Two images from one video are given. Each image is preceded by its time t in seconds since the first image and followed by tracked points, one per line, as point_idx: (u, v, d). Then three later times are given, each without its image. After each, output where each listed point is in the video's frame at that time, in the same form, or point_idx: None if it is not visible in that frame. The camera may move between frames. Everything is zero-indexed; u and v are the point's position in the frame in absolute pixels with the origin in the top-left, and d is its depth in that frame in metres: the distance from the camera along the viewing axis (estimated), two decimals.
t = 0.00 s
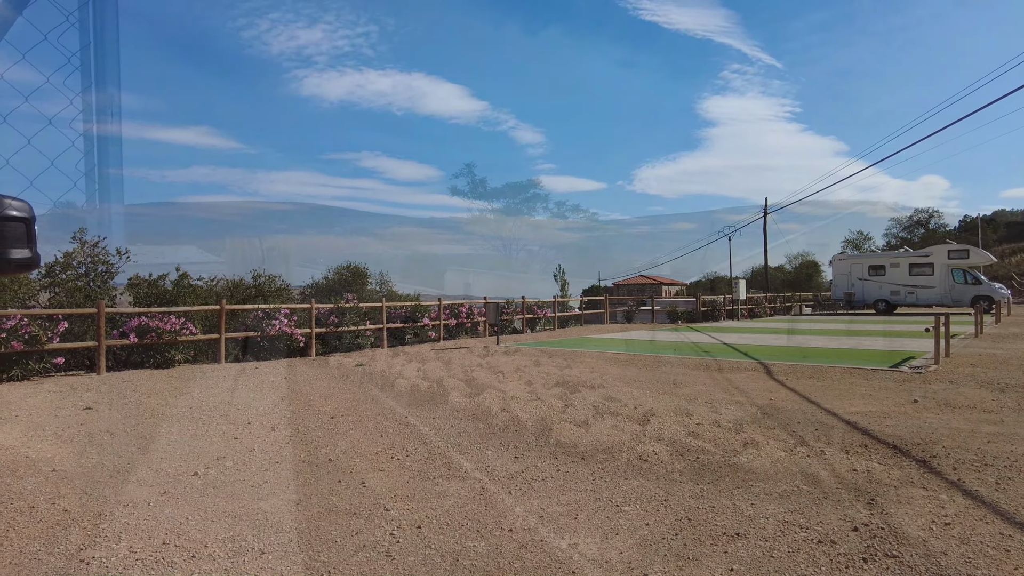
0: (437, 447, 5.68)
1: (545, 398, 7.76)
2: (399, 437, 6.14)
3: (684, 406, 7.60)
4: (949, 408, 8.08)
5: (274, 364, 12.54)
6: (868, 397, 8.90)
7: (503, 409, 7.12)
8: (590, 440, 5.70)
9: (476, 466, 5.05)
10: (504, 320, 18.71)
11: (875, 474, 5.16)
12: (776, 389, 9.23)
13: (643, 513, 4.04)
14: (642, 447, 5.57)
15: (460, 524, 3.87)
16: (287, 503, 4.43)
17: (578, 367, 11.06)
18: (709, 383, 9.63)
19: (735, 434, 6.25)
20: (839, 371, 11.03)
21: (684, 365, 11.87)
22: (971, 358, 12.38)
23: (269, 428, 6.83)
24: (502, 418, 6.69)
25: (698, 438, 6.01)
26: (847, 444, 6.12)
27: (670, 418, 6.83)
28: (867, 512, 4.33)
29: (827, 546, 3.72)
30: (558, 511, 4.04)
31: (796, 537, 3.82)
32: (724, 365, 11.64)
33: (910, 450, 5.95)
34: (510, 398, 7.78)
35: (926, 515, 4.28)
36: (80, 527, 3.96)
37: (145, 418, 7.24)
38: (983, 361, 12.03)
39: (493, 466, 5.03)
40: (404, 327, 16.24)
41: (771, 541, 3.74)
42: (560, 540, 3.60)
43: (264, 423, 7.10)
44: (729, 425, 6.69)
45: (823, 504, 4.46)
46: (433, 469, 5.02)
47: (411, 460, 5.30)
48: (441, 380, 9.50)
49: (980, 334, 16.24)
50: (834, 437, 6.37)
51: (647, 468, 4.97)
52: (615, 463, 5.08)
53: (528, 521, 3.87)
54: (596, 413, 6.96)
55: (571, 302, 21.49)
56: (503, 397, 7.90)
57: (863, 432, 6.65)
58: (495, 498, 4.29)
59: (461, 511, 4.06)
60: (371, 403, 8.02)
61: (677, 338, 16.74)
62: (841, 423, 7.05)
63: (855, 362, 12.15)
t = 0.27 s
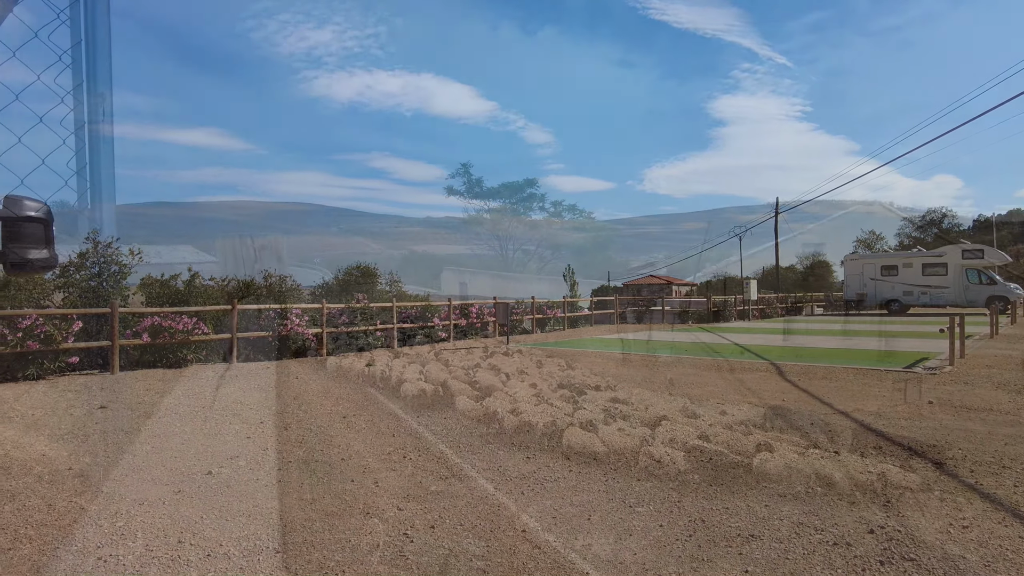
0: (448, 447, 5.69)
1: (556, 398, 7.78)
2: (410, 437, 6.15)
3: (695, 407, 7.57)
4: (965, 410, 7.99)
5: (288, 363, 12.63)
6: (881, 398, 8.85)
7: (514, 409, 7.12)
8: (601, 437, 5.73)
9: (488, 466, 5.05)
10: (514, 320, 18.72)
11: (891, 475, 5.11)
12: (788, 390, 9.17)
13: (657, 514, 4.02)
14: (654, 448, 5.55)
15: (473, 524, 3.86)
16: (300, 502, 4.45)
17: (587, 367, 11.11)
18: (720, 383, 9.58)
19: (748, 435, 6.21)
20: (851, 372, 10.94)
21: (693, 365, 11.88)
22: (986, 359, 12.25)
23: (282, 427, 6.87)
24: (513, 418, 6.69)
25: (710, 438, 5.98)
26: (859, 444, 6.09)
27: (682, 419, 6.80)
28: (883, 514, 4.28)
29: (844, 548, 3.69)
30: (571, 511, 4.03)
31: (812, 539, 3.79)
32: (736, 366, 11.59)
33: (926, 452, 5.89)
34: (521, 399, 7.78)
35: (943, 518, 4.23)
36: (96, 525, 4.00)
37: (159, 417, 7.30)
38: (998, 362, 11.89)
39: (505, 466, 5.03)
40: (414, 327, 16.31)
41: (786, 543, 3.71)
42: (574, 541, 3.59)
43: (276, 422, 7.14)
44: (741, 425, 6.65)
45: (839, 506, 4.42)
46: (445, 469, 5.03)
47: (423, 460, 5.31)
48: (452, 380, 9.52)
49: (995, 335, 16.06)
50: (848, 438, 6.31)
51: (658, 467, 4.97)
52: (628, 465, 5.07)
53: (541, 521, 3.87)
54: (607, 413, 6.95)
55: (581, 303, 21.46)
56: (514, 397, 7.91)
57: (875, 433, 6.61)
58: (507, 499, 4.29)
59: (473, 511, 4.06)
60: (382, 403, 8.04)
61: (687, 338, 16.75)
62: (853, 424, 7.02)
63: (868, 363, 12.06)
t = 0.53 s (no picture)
0: (464, 448, 5.71)
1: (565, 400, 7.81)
2: (423, 437, 6.19)
3: (710, 408, 7.54)
4: (984, 412, 7.90)
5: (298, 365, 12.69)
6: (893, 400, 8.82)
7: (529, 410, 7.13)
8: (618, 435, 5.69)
9: (505, 467, 5.08)
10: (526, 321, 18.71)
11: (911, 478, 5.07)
12: (803, 392, 9.11)
13: (676, 517, 4.02)
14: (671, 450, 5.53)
15: (492, 524, 3.89)
16: (319, 501, 4.49)
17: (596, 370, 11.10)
18: (734, 385, 9.54)
19: (765, 437, 6.18)
20: (868, 374, 10.84)
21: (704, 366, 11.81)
22: (1004, 360, 12.11)
23: (298, 427, 6.92)
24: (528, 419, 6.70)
25: (727, 440, 5.96)
26: (873, 446, 6.08)
27: (698, 420, 6.78)
28: (904, 519, 4.25)
29: (865, 552, 3.66)
30: (590, 513, 4.04)
31: (833, 543, 3.76)
32: (750, 367, 11.53)
33: (945, 454, 5.83)
34: (536, 400, 7.78)
35: (966, 523, 4.19)
36: (121, 524, 4.06)
37: (177, 417, 7.37)
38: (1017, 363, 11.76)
39: (522, 468, 5.05)
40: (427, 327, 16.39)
41: (808, 547, 3.69)
42: (594, 544, 3.61)
43: (293, 422, 7.19)
44: (757, 428, 6.62)
45: (859, 510, 4.39)
46: (462, 470, 5.05)
47: (440, 460, 5.33)
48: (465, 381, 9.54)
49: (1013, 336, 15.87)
50: (866, 441, 6.26)
51: (675, 473, 4.96)
52: (644, 467, 5.07)
53: (560, 523, 3.88)
54: (622, 415, 6.94)
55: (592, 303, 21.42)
56: (528, 399, 7.91)
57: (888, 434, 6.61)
58: (526, 500, 4.30)
59: (493, 512, 4.08)
60: (398, 403, 8.08)
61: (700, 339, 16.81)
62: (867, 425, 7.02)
63: (885, 364, 11.96)
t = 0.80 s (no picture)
0: (465, 449, 5.74)
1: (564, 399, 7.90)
2: (422, 437, 6.26)
3: (709, 407, 7.58)
4: (982, 411, 7.94)
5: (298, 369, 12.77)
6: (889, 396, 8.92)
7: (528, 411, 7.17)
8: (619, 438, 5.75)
9: (505, 470, 5.12)
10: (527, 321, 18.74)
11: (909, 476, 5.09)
12: (802, 391, 9.15)
13: (675, 517, 4.05)
14: (669, 449, 5.57)
15: (494, 527, 3.91)
16: (321, 503, 4.52)
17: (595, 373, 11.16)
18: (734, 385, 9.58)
19: (764, 436, 6.21)
20: (867, 374, 10.87)
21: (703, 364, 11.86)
22: (1004, 359, 12.13)
23: (299, 428, 6.96)
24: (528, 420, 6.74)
25: (726, 439, 5.99)
26: (868, 444, 6.15)
27: (697, 420, 6.81)
28: (901, 519, 4.28)
29: (863, 552, 3.68)
30: (590, 514, 4.07)
31: (832, 543, 3.78)
32: (750, 369, 11.59)
33: (944, 452, 5.86)
34: (536, 402, 7.83)
35: (964, 523, 4.21)
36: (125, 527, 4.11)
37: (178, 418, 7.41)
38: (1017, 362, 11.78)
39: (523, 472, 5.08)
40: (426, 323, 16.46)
41: (806, 546, 3.71)
42: (595, 544, 3.66)
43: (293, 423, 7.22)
44: (756, 428, 6.66)
45: (857, 511, 4.42)
46: (463, 471, 5.09)
47: (441, 460, 5.36)
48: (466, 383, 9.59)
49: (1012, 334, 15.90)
50: (865, 439, 6.29)
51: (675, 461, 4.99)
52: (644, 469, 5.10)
53: (560, 523, 3.92)
54: (621, 416, 6.98)
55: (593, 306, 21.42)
56: (528, 401, 7.96)
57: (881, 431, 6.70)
58: (526, 501, 4.34)
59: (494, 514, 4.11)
60: (397, 406, 8.10)
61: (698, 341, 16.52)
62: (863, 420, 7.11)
63: (885, 365, 12.00)
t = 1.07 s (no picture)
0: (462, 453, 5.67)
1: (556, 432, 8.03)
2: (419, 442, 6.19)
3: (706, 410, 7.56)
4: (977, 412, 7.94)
5: (289, 385, 12.80)
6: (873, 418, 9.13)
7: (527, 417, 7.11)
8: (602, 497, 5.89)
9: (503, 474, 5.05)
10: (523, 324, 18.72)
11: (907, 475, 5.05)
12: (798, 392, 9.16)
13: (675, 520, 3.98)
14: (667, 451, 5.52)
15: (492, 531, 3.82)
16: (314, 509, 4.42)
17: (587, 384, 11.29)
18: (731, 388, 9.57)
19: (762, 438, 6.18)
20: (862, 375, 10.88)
21: (697, 377, 12.02)
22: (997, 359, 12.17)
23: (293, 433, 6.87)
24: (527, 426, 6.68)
25: (723, 439, 5.95)
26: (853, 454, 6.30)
27: (695, 423, 6.78)
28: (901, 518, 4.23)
29: (865, 552, 3.62)
30: (590, 517, 4.00)
31: (832, 543, 3.72)
32: (746, 371, 11.59)
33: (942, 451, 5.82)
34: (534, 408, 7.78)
35: (964, 522, 4.17)
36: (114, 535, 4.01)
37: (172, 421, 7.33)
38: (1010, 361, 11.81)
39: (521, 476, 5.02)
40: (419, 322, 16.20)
41: (807, 546, 3.65)
42: (595, 546, 3.59)
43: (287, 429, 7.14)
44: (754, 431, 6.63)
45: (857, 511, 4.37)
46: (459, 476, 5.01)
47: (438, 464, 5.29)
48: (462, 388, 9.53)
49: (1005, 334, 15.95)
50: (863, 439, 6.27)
51: (663, 485, 5.10)
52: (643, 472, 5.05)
53: (559, 525, 3.86)
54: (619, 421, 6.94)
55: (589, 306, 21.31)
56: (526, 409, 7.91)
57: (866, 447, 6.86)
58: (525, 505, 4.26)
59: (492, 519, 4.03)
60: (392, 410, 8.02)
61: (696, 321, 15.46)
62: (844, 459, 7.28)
63: (879, 367, 12.04)
